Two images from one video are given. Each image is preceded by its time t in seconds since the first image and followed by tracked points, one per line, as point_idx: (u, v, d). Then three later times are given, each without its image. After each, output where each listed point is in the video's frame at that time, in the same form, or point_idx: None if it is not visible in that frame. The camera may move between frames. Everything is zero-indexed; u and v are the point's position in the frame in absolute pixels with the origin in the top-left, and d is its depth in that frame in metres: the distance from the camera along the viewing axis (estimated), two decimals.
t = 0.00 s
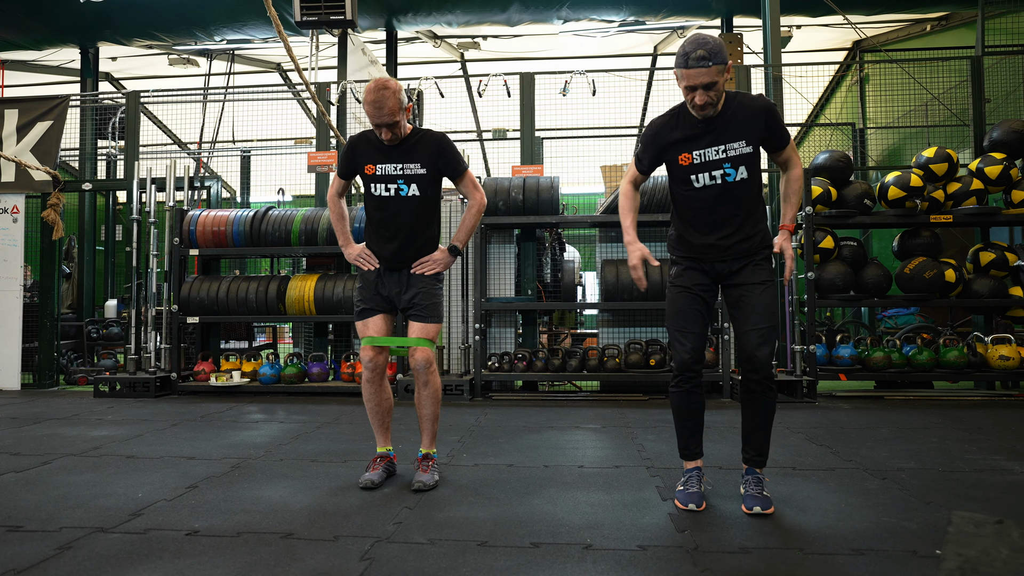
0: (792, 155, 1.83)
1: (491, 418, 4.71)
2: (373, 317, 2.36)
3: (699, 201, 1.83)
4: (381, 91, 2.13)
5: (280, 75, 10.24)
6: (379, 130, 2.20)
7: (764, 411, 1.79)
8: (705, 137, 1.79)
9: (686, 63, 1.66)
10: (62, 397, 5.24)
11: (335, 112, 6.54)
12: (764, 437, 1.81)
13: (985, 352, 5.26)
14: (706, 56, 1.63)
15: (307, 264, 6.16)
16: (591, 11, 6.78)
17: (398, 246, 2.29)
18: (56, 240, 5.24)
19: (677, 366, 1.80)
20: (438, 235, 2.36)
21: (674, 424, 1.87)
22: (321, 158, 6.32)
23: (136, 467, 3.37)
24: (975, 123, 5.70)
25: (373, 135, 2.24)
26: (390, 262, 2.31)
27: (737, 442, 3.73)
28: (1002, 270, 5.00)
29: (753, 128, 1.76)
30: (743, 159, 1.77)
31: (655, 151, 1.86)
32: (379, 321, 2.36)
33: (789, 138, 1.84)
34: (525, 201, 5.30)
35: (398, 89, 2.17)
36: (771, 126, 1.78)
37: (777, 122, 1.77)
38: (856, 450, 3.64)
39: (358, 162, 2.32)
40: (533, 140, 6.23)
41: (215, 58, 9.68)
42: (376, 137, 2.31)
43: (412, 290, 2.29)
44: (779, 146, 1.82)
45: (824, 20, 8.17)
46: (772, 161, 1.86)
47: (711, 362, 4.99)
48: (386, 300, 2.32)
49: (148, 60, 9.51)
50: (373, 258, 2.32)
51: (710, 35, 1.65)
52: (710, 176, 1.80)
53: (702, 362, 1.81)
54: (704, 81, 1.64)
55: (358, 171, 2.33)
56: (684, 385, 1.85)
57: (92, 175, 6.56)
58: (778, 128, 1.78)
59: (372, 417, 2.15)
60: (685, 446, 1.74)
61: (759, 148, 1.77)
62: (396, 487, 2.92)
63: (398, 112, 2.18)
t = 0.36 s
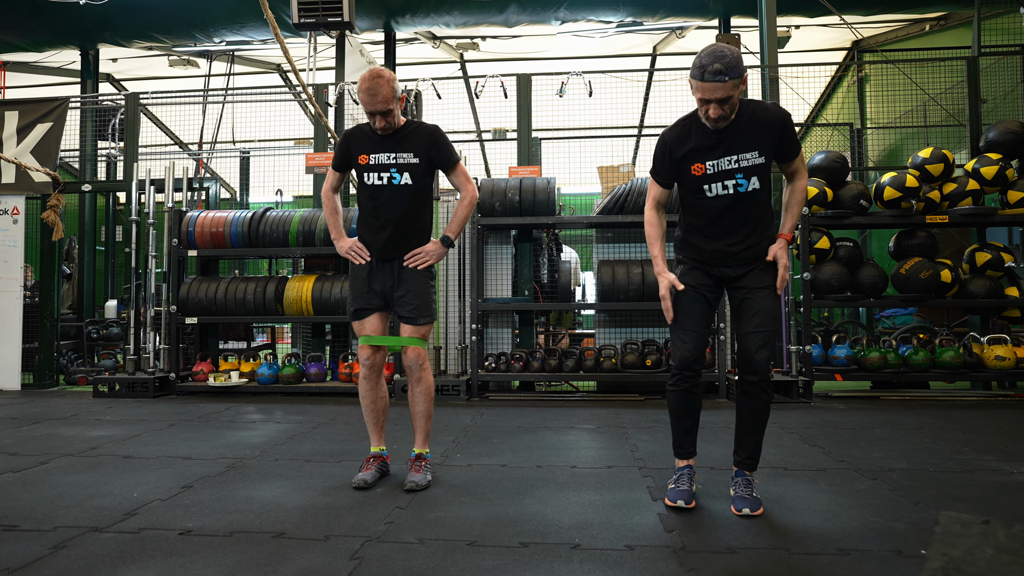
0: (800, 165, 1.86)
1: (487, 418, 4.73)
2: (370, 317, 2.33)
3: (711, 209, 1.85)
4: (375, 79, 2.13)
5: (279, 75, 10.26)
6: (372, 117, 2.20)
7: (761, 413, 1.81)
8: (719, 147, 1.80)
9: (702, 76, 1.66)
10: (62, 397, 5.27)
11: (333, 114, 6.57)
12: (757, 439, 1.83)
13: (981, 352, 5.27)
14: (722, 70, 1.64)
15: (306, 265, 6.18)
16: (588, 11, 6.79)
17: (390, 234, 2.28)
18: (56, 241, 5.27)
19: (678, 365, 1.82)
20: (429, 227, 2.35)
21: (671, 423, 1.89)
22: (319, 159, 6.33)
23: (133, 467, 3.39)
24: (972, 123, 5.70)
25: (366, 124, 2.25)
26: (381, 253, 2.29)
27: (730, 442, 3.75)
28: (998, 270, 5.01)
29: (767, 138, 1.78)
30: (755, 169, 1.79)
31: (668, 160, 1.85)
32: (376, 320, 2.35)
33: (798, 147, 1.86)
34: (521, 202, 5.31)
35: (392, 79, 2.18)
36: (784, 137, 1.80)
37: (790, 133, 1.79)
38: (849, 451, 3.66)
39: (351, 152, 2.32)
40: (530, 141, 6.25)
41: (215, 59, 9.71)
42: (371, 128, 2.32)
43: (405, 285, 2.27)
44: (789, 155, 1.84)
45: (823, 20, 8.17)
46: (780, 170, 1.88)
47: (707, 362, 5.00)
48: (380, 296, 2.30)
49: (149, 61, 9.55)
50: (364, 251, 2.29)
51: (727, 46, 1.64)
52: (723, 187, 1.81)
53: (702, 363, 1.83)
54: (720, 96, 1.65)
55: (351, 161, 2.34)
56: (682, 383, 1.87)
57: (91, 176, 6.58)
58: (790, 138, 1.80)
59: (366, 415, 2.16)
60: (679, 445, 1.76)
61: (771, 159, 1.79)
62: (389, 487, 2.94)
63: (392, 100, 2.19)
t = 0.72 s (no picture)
0: (802, 156, 1.86)
1: (486, 417, 4.73)
2: (369, 315, 2.30)
3: (720, 208, 1.84)
4: (376, 66, 2.15)
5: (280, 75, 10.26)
6: (372, 105, 2.21)
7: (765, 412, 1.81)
8: (723, 145, 1.79)
9: (698, 74, 1.66)
10: (62, 396, 5.28)
11: (333, 113, 6.56)
12: (759, 439, 1.83)
13: (981, 352, 5.26)
14: (718, 68, 1.63)
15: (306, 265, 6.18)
16: (589, 11, 6.78)
17: (387, 222, 2.26)
18: (56, 240, 5.28)
19: (684, 366, 1.82)
20: (426, 220, 2.33)
21: (675, 424, 1.89)
22: (320, 158, 6.32)
23: (132, 465, 3.40)
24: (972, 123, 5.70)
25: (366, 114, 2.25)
26: (378, 243, 2.26)
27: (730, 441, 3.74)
28: (998, 270, 5.01)
29: (770, 131, 1.78)
30: (760, 164, 1.78)
31: (673, 164, 1.83)
32: (375, 319, 2.32)
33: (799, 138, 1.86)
34: (522, 201, 5.31)
35: (393, 68, 2.20)
36: (785, 129, 1.80)
37: (791, 124, 1.79)
38: (848, 450, 3.66)
39: (352, 144, 2.34)
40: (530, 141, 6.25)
41: (217, 59, 9.71)
42: (373, 122, 2.34)
43: (403, 278, 2.24)
44: (792, 147, 1.84)
45: (824, 20, 8.16)
46: (783, 163, 1.89)
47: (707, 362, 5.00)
48: (377, 290, 2.27)
49: (150, 61, 9.56)
50: (360, 244, 2.27)
51: (722, 44, 1.64)
52: (731, 185, 1.80)
53: (708, 363, 1.82)
54: (716, 94, 1.65)
55: (352, 154, 2.34)
56: (688, 384, 1.87)
57: (92, 175, 6.58)
58: (791, 129, 1.81)
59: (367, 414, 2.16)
60: (682, 446, 1.76)
61: (775, 152, 1.79)
62: (388, 486, 2.95)
63: (393, 88, 2.20)
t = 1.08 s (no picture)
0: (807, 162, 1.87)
1: (492, 417, 4.71)
2: (375, 314, 2.29)
3: (736, 228, 1.82)
4: (386, 64, 2.14)
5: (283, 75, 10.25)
6: (381, 101, 2.19)
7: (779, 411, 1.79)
8: (733, 169, 1.76)
9: (700, 100, 1.63)
10: (67, 396, 5.27)
11: (337, 113, 6.55)
12: (771, 438, 1.81)
13: (988, 352, 5.24)
14: (720, 94, 1.60)
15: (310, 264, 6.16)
16: (593, 10, 6.76)
17: (393, 219, 2.24)
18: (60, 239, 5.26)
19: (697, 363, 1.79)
20: (433, 217, 2.30)
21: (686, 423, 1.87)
22: (324, 157, 6.30)
23: (139, 465, 3.38)
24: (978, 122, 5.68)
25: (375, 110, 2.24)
26: (384, 239, 2.24)
27: (739, 441, 3.73)
28: (1005, 269, 4.99)
29: (779, 147, 1.78)
30: (773, 181, 1.78)
31: (686, 194, 1.79)
32: (382, 318, 2.31)
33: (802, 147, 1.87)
34: (527, 200, 5.30)
35: (404, 65, 2.18)
36: (793, 141, 1.80)
37: (798, 137, 1.79)
38: (858, 450, 3.65)
39: (361, 142, 2.33)
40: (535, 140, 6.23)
41: (219, 59, 9.70)
42: (382, 121, 2.33)
43: (409, 276, 2.22)
44: (798, 157, 1.84)
45: (828, 20, 8.14)
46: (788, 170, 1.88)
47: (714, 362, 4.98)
48: (382, 288, 2.25)
49: (153, 61, 9.55)
50: (365, 241, 2.25)
51: (724, 69, 1.61)
52: (746, 205, 1.79)
53: (721, 360, 1.80)
54: (720, 119, 1.62)
55: (360, 152, 2.33)
56: (700, 382, 1.85)
57: (95, 174, 6.56)
58: (798, 140, 1.81)
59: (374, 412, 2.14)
60: (693, 442, 1.74)
61: (784, 166, 1.79)
62: (397, 485, 2.93)
63: (402, 85, 2.18)
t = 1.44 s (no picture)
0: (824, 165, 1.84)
1: (500, 419, 4.68)
2: (385, 316, 2.26)
3: (752, 230, 1.79)
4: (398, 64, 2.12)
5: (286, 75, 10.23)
6: (393, 101, 2.17)
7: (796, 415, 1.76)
8: (749, 170, 1.74)
9: (718, 99, 1.60)
10: (72, 397, 5.24)
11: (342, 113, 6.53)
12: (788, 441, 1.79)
13: (998, 353, 5.21)
14: (738, 92, 1.58)
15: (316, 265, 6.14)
16: (598, 10, 6.74)
17: (404, 220, 2.21)
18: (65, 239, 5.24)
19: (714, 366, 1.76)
20: (444, 218, 2.27)
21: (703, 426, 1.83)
22: (329, 157, 6.25)
23: (148, 467, 3.36)
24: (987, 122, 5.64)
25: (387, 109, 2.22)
26: (394, 239, 2.21)
27: (750, 444, 3.70)
28: (1015, 270, 4.96)
29: (796, 149, 1.75)
30: (789, 183, 1.75)
31: (702, 195, 1.76)
32: (392, 320, 2.27)
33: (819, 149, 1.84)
34: (534, 201, 5.28)
35: (416, 65, 2.16)
36: (809, 143, 1.77)
37: (815, 140, 1.77)
38: (870, 453, 3.62)
39: (372, 143, 2.30)
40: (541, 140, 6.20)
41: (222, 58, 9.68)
42: (394, 121, 2.31)
43: (420, 279, 2.19)
44: (815, 159, 1.82)
45: (833, 20, 8.11)
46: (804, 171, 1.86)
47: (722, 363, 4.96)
48: (392, 290, 2.22)
49: (157, 61, 9.53)
50: (375, 242, 2.22)
51: (741, 67, 1.59)
52: (761, 207, 1.76)
53: (738, 363, 1.77)
54: (738, 118, 1.59)
55: (372, 153, 2.31)
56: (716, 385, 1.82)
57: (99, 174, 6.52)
58: (814, 142, 1.78)
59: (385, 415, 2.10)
60: (711, 448, 1.71)
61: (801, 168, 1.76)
62: (409, 489, 2.91)
63: (415, 84, 2.16)
